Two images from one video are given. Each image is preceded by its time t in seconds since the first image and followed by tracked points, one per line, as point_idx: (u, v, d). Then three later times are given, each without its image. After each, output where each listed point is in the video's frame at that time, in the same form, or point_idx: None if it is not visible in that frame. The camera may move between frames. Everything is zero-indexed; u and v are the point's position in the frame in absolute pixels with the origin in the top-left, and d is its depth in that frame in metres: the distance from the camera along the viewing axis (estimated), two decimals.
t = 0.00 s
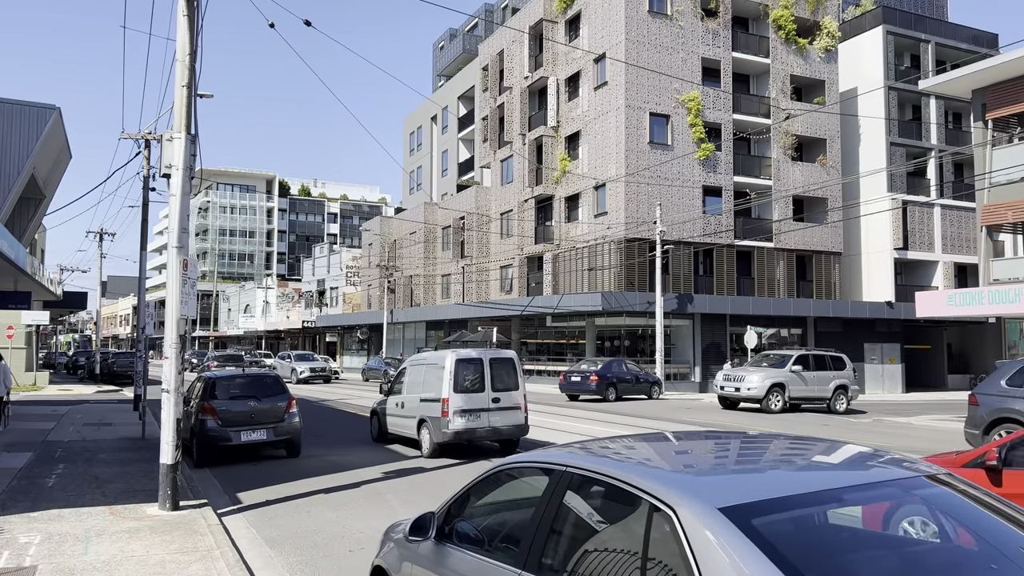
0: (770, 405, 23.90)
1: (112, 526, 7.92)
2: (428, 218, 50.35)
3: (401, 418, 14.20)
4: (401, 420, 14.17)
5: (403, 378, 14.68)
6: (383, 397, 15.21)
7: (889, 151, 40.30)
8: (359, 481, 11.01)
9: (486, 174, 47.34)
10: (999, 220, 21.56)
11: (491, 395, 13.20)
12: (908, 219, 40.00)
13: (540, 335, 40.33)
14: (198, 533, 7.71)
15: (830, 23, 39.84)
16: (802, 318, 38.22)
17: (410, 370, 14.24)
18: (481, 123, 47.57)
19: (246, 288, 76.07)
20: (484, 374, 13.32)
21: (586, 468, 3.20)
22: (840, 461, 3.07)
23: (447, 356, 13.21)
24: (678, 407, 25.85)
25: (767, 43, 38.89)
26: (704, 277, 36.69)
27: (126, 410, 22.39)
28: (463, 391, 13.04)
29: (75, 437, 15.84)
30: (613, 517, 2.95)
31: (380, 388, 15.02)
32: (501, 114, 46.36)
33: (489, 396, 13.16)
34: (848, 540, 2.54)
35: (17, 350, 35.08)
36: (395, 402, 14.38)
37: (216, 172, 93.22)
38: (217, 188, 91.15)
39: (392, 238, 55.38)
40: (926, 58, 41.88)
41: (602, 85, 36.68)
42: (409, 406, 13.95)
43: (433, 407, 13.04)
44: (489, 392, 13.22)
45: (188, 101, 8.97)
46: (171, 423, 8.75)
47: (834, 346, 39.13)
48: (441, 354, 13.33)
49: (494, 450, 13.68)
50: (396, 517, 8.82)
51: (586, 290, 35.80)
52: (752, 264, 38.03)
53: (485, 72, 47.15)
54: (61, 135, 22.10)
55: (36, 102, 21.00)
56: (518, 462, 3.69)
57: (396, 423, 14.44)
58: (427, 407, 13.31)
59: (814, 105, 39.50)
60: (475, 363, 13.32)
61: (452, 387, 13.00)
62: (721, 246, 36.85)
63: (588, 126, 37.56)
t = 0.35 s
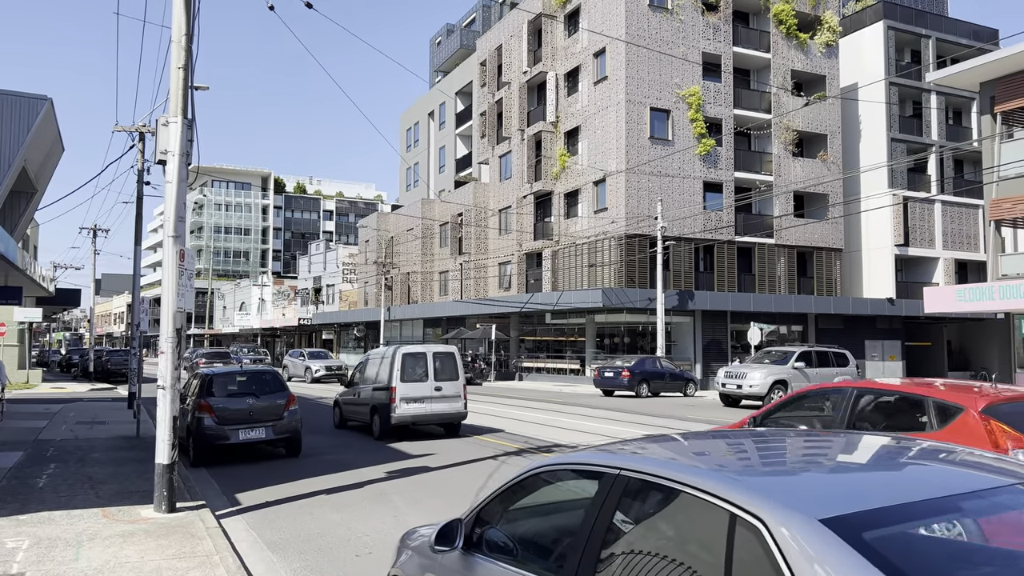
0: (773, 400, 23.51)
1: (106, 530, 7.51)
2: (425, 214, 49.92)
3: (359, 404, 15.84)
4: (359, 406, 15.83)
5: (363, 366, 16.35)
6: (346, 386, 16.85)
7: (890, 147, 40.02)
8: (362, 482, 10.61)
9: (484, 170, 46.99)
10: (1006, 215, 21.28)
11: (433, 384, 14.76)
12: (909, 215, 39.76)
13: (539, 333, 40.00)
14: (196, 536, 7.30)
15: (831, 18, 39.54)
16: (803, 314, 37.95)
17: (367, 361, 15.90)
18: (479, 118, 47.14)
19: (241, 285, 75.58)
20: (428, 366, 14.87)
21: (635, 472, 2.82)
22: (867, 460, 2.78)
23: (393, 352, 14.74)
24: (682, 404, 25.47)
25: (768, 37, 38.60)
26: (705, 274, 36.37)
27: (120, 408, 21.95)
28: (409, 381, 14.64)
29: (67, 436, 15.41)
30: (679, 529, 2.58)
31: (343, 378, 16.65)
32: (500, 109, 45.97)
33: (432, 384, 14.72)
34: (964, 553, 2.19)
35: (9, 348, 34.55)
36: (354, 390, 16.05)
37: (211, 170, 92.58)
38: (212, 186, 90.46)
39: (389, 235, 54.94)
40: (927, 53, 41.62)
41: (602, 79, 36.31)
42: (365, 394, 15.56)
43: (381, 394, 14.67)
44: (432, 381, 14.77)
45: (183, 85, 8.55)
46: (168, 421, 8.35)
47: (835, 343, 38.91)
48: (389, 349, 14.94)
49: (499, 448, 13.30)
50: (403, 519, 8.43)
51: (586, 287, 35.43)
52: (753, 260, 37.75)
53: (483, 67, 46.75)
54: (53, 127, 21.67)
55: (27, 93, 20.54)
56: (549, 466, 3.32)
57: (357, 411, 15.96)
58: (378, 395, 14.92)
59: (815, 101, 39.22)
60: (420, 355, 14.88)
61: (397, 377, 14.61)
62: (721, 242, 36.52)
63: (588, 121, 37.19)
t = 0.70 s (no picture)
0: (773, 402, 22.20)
1: (96, 544, 7.05)
2: (421, 211, 49.43)
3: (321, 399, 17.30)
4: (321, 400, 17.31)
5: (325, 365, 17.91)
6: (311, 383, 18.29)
7: (890, 145, 39.70)
8: (365, 488, 10.17)
9: (482, 167, 46.56)
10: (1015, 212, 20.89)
11: (387, 381, 16.21)
12: (910, 213, 39.50)
13: (537, 331, 39.63)
14: (191, 551, 6.83)
15: (831, 14, 39.19)
16: (803, 313, 37.67)
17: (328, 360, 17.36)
18: (476, 115, 46.68)
19: (235, 283, 74.98)
20: (382, 364, 16.29)
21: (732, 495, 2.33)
22: (903, 483, 2.43)
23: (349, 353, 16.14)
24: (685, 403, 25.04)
25: (769, 33, 38.24)
26: (705, 272, 36.00)
27: (112, 408, 21.43)
28: (365, 377, 16.07)
29: (57, 439, 14.91)
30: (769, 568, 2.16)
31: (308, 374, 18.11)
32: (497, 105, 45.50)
33: (385, 381, 16.15)
34: None
35: None
36: (317, 386, 17.51)
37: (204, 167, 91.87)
38: (206, 183, 89.71)
39: (385, 233, 54.45)
40: (928, 50, 41.35)
41: (601, 75, 35.90)
42: (327, 390, 17.00)
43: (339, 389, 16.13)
44: (386, 378, 16.23)
45: (178, 70, 8.08)
46: (162, 427, 7.92)
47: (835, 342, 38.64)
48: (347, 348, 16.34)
49: (505, 452, 12.89)
50: (411, 530, 7.97)
51: (585, 286, 35.02)
52: (753, 258, 37.42)
53: (480, 63, 46.29)
54: (43, 120, 21.16)
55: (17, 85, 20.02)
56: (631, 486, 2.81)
57: (321, 406, 17.43)
58: (337, 390, 16.37)
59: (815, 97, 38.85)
60: (375, 354, 16.31)
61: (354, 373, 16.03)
62: (722, 240, 36.12)
63: (587, 118, 36.79)
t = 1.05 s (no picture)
0: (777, 402, 21.06)
1: (94, 553, 6.66)
2: (418, 208, 49.03)
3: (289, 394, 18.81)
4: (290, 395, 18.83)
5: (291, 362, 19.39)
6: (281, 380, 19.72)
7: (891, 142, 39.49)
8: (372, 492, 9.81)
9: (480, 163, 46.18)
10: None
11: (350, 377, 17.64)
12: (910, 210, 39.32)
13: (536, 329, 39.33)
14: (196, 562, 6.45)
15: (833, 10, 38.89)
16: (803, 311, 37.43)
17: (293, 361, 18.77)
18: (474, 111, 46.29)
19: (229, 281, 74.39)
20: (344, 362, 17.67)
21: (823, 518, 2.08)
22: (953, 500, 2.21)
23: (314, 352, 17.57)
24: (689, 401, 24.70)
25: (770, 28, 37.87)
26: (706, 269, 35.73)
27: (106, 408, 20.97)
28: (328, 374, 17.54)
29: (50, 439, 14.47)
30: None
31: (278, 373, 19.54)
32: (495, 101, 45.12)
33: (349, 377, 17.64)
34: None
35: None
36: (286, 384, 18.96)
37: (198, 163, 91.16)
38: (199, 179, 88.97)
39: (381, 230, 54.01)
40: (928, 46, 41.14)
41: (602, 70, 35.55)
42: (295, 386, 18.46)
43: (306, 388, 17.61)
44: (348, 374, 17.65)
45: (179, 53, 7.68)
46: (162, 428, 7.53)
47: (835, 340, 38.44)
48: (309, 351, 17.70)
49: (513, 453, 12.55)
50: (424, 536, 7.63)
51: (585, 283, 34.68)
52: (754, 255, 37.16)
53: (478, 58, 45.86)
54: (35, 112, 20.69)
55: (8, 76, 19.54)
56: (671, 514, 2.51)
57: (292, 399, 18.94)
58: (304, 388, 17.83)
59: (816, 93, 38.60)
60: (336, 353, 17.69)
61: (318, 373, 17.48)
62: (723, 238, 35.79)
63: (587, 113, 36.44)
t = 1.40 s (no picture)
0: (771, 396, 20.88)
1: (77, 558, 6.24)
2: (405, 200, 48.53)
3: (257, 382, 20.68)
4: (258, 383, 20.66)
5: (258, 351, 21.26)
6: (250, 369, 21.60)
7: (881, 136, 39.45)
8: (369, 489, 9.44)
9: (468, 156, 45.75)
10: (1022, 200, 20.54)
11: (308, 366, 19.41)
12: (898, 204, 39.35)
13: (525, 323, 39.01)
14: (186, 566, 6.06)
15: (823, 2, 38.74)
16: (793, 304, 37.37)
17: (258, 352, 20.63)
18: (462, 102, 45.82)
19: (212, 274, 73.51)
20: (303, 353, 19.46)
21: (870, 525, 1.93)
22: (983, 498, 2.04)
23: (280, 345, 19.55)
24: (682, 396, 24.46)
25: (761, 21, 37.70)
26: (696, 262, 35.59)
27: (87, 403, 20.41)
28: (288, 364, 19.31)
29: (30, 436, 13.96)
30: None
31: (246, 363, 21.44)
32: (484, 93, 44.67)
33: (307, 365, 19.36)
34: None
35: None
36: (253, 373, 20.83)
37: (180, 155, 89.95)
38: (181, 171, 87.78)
39: (368, 222, 53.43)
40: (917, 40, 41.12)
41: (592, 61, 35.20)
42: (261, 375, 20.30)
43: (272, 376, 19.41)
44: (306, 363, 19.43)
45: (168, 27, 7.25)
46: (149, 424, 7.13)
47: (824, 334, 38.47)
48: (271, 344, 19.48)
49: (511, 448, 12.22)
50: (426, 536, 7.29)
51: (575, 277, 34.38)
52: (744, 249, 37.08)
53: (466, 49, 45.36)
54: (13, 99, 20.08)
55: None
56: (701, 542, 2.25)
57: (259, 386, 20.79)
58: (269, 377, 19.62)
59: (807, 86, 38.50)
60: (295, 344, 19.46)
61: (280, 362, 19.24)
62: (713, 231, 35.65)
63: (577, 105, 36.09)
